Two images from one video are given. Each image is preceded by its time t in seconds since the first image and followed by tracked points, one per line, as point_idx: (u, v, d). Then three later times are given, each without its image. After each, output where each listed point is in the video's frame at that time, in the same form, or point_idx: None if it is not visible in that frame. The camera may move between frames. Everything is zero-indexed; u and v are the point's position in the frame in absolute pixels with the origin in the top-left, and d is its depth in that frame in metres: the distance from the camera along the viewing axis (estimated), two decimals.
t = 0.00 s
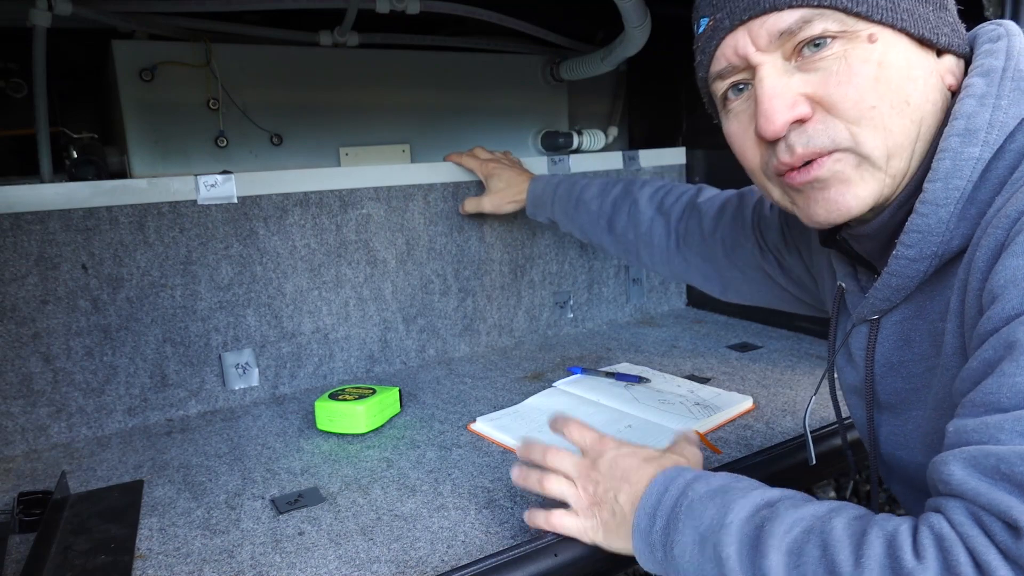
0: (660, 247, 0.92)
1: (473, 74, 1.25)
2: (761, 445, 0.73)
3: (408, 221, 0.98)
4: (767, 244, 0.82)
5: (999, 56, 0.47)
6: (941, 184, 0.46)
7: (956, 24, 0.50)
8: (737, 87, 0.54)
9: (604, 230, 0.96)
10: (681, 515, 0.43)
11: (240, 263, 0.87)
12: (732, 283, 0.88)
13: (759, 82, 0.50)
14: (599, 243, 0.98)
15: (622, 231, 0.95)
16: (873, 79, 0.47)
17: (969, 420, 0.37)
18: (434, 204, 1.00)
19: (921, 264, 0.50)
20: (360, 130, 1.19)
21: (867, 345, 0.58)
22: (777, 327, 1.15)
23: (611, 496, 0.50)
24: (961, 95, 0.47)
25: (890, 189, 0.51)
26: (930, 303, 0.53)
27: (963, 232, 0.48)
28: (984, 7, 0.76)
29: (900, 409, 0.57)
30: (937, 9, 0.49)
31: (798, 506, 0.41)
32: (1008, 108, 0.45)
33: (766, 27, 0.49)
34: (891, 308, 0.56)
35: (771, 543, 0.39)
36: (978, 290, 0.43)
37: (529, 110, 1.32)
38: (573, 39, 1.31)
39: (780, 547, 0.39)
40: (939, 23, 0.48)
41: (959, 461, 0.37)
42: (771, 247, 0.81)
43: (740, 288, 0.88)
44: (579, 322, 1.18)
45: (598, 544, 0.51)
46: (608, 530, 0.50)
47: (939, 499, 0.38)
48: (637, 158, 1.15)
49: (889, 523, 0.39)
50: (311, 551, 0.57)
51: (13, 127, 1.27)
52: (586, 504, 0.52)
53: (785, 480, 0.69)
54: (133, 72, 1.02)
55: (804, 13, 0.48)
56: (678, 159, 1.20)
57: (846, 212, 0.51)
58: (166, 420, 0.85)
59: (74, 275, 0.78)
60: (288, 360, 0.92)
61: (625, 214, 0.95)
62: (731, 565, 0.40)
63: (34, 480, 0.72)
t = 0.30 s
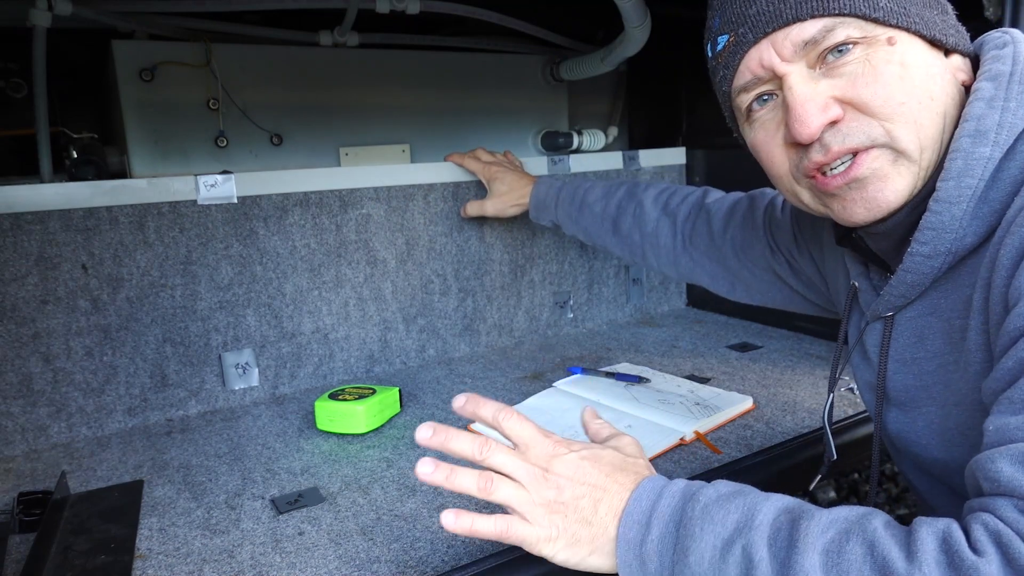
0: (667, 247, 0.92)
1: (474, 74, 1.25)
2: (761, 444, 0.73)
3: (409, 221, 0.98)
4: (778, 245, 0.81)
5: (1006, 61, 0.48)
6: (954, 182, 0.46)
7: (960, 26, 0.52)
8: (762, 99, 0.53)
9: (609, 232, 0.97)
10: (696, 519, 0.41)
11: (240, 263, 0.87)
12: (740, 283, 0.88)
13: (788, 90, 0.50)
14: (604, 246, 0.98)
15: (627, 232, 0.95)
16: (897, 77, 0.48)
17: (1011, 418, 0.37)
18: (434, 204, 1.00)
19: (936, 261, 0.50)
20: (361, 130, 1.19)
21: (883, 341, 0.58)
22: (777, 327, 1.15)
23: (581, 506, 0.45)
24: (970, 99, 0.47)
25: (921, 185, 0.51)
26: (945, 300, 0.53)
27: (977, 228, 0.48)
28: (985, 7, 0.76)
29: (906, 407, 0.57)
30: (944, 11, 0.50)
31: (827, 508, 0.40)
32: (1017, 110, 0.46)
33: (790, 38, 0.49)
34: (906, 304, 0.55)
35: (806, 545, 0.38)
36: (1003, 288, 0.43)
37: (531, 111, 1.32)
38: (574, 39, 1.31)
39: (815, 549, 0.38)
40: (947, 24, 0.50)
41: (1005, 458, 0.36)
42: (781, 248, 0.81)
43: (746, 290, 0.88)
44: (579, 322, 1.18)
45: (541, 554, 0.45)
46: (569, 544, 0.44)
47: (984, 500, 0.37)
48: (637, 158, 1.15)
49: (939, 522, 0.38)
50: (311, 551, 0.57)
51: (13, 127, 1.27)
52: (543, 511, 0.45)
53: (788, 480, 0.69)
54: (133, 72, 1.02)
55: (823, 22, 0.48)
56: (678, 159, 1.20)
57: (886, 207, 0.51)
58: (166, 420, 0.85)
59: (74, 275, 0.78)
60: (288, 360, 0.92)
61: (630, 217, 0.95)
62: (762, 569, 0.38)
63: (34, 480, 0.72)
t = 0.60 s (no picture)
0: (668, 245, 0.92)
1: (474, 73, 1.25)
2: (761, 444, 0.73)
3: (408, 221, 0.98)
4: (782, 244, 0.81)
5: (1010, 64, 0.48)
6: (957, 183, 0.46)
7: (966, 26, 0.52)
8: (767, 97, 0.53)
9: (610, 230, 0.97)
10: (702, 512, 0.41)
11: (240, 263, 0.87)
12: (742, 281, 0.88)
13: (794, 89, 0.50)
14: (606, 243, 0.98)
15: (629, 230, 0.95)
16: (901, 78, 0.48)
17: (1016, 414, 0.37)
18: (434, 204, 1.00)
19: (938, 261, 0.50)
20: (361, 129, 1.19)
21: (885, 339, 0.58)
22: (777, 326, 1.15)
23: (585, 499, 0.44)
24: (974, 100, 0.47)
25: (923, 185, 0.51)
26: (944, 301, 0.53)
27: (979, 228, 0.48)
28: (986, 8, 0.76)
29: (908, 407, 0.57)
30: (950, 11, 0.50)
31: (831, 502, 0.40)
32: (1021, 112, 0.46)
33: (797, 37, 0.49)
34: (909, 302, 0.55)
35: (811, 536, 0.37)
36: (1007, 287, 0.44)
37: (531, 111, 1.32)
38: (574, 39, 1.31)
39: (822, 541, 0.37)
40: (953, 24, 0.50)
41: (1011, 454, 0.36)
42: (784, 246, 0.81)
43: (746, 288, 0.88)
44: (579, 322, 1.18)
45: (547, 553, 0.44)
46: (575, 539, 0.44)
47: (988, 496, 0.37)
48: (637, 158, 1.15)
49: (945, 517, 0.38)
50: (311, 551, 0.57)
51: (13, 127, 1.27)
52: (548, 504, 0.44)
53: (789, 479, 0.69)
54: (133, 73, 1.02)
55: (829, 22, 0.48)
56: (679, 159, 1.20)
57: (889, 206, 0.51)
58: (166, 420, 0.85)
59: (74, 275, 0.78)
60: (288, 360, 0.92)
61: (631, 214, 0.95)
62: (769, 559, 0.38)
63: (33, 480, 0.72)
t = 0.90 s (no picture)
0: (669, 244, 0.92)
1: (473, 74, 1.25)
2: (761, 444, 0.73)
3: (408, 221, 0.98)
4: (780, 244, 0.81)
5: (1016, 66, 0.46)
6: (953, 190, 0.46)
7: (936, 46, 0.46)
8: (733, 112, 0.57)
9: (611, 229, 0.97)
10: (690, 531, 0.42)
11: (240, 263, 0.87)
12: (742, 280, 0.88)
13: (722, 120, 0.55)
14: (606, 242, 0.98)
15: (629, 229, 0.95)
16: (786, 133, 0.49)
17: (1005, 412, 0.37)
18: (434, 204, 1.00)
19: (932, 267, 0.50)
20: (360, 129, 1.19)
21: (882, 341, 0.58)
22: (777, 326, 1.15)
23: (581, 524, 0.47)
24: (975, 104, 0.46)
25: (839, 215, 0.53)
26: (941, 304, 0.54)
27: (972, 235, 0.48)
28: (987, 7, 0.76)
29: (907, 408, 0.57)
30: (893, 43, 0.46)
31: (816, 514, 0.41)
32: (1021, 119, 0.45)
33: (717, 78, 0.53)
34: (904, 308, 0.56)
35: (797, 550, 0.38)
36: (998, 291, 0.44)
37: (531, 110, 1.32)
38: (573, 39, 1.31)
39: (807, 554, 0.38)
40: (892, 59, 0.46)
41: (995, 450, 0.37)
42: (784, 247, 0.81)
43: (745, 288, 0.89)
44: (579, 322, 1.18)
45: None
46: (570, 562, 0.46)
47: (972, 494, 0.38)
48: (637, 157, 1.15)
49: (925, 520, 0.39)
50: (311, 551, 0.57)
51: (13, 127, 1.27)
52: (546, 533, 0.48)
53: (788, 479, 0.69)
54: (133, 72, 1.02)
55: (731, 71, 0.51)
56: (678, 159, 1.20)
57: (792, 233, 0.55)
58: (166, 420, 0.85)
59: (74, 275, 0.78)
60: (288, 360, 0.92)
61: (631, 213, 0.95)
62: None
63: (33, 480, 0.72)
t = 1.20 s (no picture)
0: (666, 242, 0.92)
1: (470, 74, 1.25)
2: (761, 445, 0.73)
3: (408, 221, 0.98)
4: (777, 240, 0.82)
5: (1008, 69, 0.44)
6: (936, 198, 0.46)
7: (892, 70, 0.46)
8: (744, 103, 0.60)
9: (609, 227, 0.97)
10: (669, 534, 0.44)
11: (240, 263, 0.87)
12: (740, 277, 0.89)
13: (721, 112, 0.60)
14: (603, 239, 0.98)
15: (627, 227, 0.95)
16: (746, 141, 0.54)
17: (969, 420, 0.37)
18: (434, 204, 1.00)
19: (915, 272, 0.50)
20: (360, 129, 1.19)
21: (870, 346, 0.59)
22: (777, 327, 1.15)
23: (593, 512, 0.51)
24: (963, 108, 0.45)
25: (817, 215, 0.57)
26: (929, 308, 0.54)
27: (958, 241, 0.48)
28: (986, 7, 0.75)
29: (899, 410, 0.58)
30: (842, 66, 0.47)
31: (787, 517, 0.42)
32: (1009, 126, 0.44)
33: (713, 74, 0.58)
34: (893, 311, 0.56)
35: (763, 555, 0.40)
36: (974, 299, 0.43)
37: (531, 110, 1.32)
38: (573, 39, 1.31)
39: (773, 560, 0.39)
40: (839, 83, 0.48)
41: (952, 454, 0.37)
42: (781, 244, 0.82)
43: (743, 284, 0.90)
44: (579, 322, 1.18)
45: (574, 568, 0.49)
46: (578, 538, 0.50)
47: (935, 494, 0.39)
48: (637, 158, 1.15)
49: (884, 524, 0.39)
50: (311, 551, 0.57)
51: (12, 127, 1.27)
52: (561, 516, 0.52)
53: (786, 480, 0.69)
54: (133, 72, 1.02)
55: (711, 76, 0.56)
56: (678, 159, 1.20)
57: (775, 224, 0.59)
58: (166, 420, 0.85)
59: (74, 275, 0.78)
60: (288, 360, 0.92)
61: (628, 210, 0.95)
62: None
63: (33, 480, 0.72)
